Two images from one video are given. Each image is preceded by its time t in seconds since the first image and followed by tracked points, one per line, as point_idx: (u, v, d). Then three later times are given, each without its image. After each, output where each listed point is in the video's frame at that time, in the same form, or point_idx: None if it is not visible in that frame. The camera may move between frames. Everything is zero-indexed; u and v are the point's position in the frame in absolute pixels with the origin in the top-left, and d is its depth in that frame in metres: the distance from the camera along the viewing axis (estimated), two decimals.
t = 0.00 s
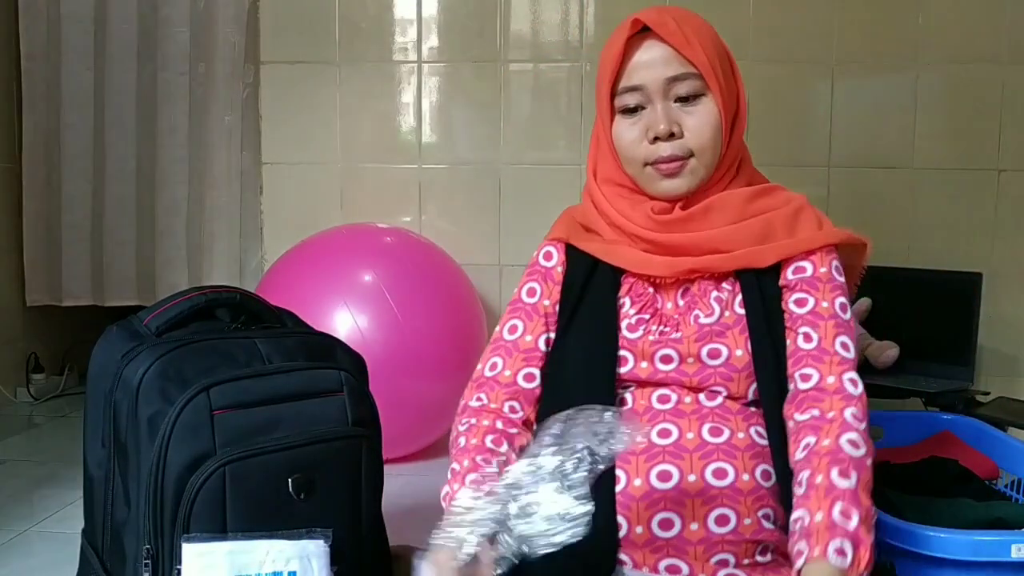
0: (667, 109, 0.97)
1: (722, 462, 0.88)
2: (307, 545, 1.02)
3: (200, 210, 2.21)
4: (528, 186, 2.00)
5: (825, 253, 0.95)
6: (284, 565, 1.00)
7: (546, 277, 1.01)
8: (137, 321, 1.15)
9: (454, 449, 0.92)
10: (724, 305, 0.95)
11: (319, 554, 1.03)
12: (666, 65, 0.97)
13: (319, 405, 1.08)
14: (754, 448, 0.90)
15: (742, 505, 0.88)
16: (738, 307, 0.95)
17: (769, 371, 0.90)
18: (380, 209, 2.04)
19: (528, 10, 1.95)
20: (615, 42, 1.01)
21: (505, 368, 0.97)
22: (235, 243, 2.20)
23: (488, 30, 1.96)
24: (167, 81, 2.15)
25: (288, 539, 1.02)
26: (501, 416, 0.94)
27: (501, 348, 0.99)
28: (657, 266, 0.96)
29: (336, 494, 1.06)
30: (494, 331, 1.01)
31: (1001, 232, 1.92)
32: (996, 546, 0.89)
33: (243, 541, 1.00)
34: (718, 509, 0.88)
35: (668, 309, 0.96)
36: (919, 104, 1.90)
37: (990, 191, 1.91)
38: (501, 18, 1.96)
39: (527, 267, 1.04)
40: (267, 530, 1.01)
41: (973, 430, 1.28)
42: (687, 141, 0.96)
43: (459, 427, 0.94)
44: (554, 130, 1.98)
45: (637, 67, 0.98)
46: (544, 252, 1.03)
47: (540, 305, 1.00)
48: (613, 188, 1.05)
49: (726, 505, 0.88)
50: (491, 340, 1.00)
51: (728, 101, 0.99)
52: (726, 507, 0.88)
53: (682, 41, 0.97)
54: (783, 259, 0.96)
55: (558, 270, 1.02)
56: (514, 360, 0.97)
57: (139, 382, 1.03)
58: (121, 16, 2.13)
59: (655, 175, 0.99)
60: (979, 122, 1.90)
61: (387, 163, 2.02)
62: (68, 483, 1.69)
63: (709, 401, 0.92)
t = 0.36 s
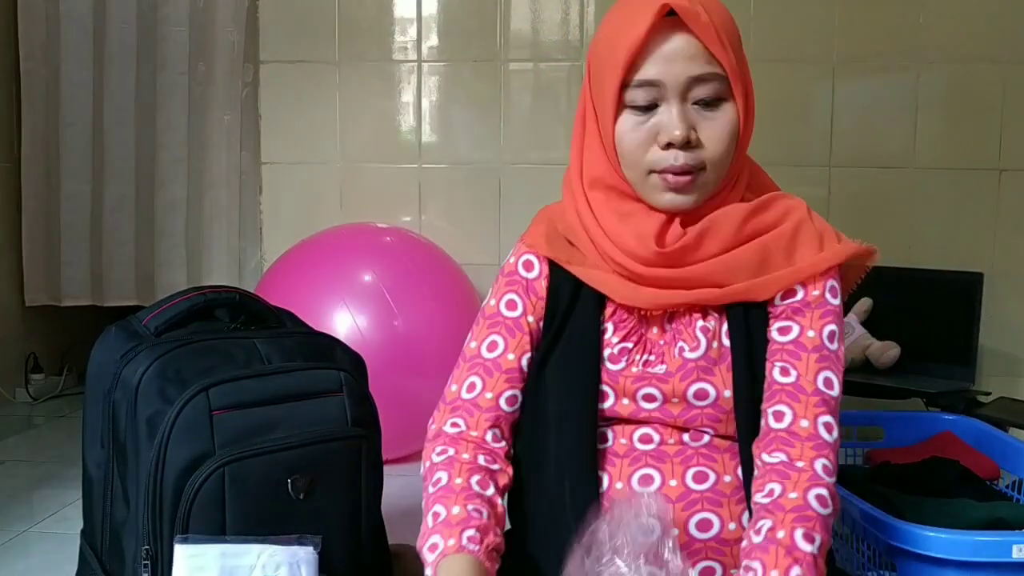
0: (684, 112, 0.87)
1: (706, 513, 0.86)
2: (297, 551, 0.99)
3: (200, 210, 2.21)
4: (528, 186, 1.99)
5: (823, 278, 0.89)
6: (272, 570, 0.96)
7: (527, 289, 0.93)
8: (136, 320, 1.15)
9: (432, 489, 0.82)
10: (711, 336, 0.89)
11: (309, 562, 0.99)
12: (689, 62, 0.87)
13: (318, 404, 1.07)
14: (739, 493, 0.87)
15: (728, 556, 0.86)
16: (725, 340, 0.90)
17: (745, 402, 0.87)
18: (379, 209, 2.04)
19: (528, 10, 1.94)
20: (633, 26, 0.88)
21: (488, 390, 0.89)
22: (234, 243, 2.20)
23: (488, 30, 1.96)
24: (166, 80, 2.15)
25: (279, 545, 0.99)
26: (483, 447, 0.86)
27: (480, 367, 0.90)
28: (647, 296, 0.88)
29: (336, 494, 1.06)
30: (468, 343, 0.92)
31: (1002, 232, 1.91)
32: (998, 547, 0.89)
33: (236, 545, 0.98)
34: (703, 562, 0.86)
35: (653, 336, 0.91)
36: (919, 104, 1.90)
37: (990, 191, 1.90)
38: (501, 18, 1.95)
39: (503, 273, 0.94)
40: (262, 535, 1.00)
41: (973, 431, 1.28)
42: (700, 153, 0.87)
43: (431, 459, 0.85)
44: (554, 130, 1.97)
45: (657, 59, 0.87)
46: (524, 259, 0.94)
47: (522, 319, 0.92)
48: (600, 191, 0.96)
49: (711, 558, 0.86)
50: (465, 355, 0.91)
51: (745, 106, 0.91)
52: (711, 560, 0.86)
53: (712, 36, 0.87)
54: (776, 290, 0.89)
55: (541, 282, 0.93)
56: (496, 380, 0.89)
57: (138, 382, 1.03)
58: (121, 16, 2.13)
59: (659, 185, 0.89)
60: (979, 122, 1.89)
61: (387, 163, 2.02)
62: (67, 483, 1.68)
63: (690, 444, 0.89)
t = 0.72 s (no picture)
0: (737, 138, 0.84)
1: (721, 509, 0.81)
2: (293, 552, 1.00)
3: (200, 210, 2.21)
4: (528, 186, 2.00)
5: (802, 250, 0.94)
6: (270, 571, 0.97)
7: (529, 295, 0.83)
8: (136, 320, 1.15)
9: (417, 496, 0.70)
10: (729, 312, 0.87)
11: (305, 561, 1.00)
12: (747, 91, 0.83)
13: (319, 405, 1.07)
14: (755, 485, 0.83)
15: (743, 552, 0.82)
16: (743, 313, 0.87)
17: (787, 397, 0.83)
18: (379, 209, 2.04)
19: (528, 10, 1.94)
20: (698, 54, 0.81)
21: (494, 386, 0.77)
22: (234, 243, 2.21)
23: (488, 31, 1.96)
24: (166, 80, 2.15)
25: (274, 545, 1.00)
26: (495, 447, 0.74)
27: (484, 366, 0.77)
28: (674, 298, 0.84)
29: (336, 493, 1.06)
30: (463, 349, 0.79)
31: (1002, 232, 1.91)
32: (997, 547, 0.89)
33: (234, 545, 0.99)
34: (717, 560, 0.81)
35: (659, 321, 0.85)
36: (920, 103, 1.90)
37: (991, 191, 1.90)
38: (501, 19, 1.95)
39: (495, 282, 0.84)
40: (258, 534, 1.00)
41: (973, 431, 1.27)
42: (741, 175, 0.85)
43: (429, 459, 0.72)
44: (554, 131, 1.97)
45: (728, 92, 0.82)
46: (519, 268, 0.84)
47: (524, 321, 0.81)
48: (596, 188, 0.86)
49: (727, 555, 0.81)
50: (461, 362, 0.79)
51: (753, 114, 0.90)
52: (727, 557, 0.81)
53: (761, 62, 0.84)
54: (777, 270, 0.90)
55: (542, 289, 0.83)
56: (502, 376, 0.77)
57: (138, 383, 1.03)
58: (121, 16, 2.12)
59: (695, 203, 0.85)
60: (979, 121, 1.89)
61: (387, 163, 2.02)
62: (66, 483, 1.68)
63: (712, 434, 0.84)
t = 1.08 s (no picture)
0: (759, 150, 0.92)
1: (743, 482, 0.86)
2: (291, 551, 1.00)
3: (200, 209, 2.21)
4: (528, 187, 2.00)
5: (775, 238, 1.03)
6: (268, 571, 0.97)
7: (546, 290, 0.85)
8: (136, 320, 1.15)
9: (478, 475, 0.71)
10: (736, 294, 0.94)
11: (303, 560, 1.00)
12: (774, 109, 0.92)
13: (318, 404, 1.07)
14: (767, 460, 0.89)
15: (763, 525, 0.86)
16: (749, 296, 0.95)
17: (798, 375, 0.93)
18: (379, 209, 2.04)
19: (528, 10, 1.94)
20: (751, 72, 0.89)
21: (519, 385, 0.79)
22: (234, 243, 2.21)
23: (488, 31, 1.96)
24: (166, 81, 2.15)
25: (272, 544, 1.00)
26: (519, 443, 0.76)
27: (508, 363, 0.79)
28: (698, 280, 0.91)
29: (336, 492, 1.06)
30: (484, 347, 0.81)
31: (1002, 231, 1.91)
32: (997, 547, 0.89)
33: (233, 544, 0.99)
34: (741, 532, 0.85)
35: (677, 303, 0.91)
36: (920, 103, 1.90)
37: (991, 191, 1.90)
38: (501, 18, 1.95)
39: (513, 278, 0.86)
40: (258, 535, 1.00)
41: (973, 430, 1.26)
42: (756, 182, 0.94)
43: (469, 450, 0.74)
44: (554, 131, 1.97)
45: (768, 108, 0.90)
46: (536, 262, 0.87)
47: (543, 317, 0.83)
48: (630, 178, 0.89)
49: (749, 527, 0.85)
50: (482, 357, 0.81)
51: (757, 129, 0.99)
52: (750, 529, 0.85)
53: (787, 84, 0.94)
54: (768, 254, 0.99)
55: (558, 284, 0.86)
56: (525, 375, 0.80)
57: (138, 382, 1.03)
58: (121, 16, 2.13)
59: (720, 207, 0.92)
60: (979, 121, 1.89)
61: (387, 163, 2.02)
62: (67, 483, 1.68)
63: (730, 411, 0.89)
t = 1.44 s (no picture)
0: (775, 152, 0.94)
1: (749, 472, 0.86)
2: (288, 550, 0.99)
3: (200, 209, 2.21)
4: (528, 186, 2.00)
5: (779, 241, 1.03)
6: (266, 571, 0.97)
7: (566, 285, 0.85)
8: (136, 321, 1.15)
9: (536, 484, 0.74)
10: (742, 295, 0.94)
11: (300, 560, 0.99)
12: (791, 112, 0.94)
13: (319, 404, 1.07)
14: (772, 453, 0.89)
15: (769, 514, 0.86)
16: (754, 298, 0.95)
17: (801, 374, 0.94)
18: (379, 209, 2.04)
19: (528, 10, 1.94)
20: (776, 75, 0.90)
21: (550, 385, 0.81)
22: (234, 243, 2.21)
23: (488, 31, 1.96)
24: (166, 81, 2.15)
25: (270, 543, 0.99)
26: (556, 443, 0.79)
27: (537, 361, 0.81)
28: (710, 279, 0.91)
29: (335, 492, 1.06)
30: (509, 342, 0.82)
31: (1002, 232, 1.91)
32: (997, 547, 0.89)
33: (230, 544, 0.98)
34: (747, 520, 0.85)
35: (684, 301, 0.90)
36: (919, 104, 1.90)
37: (990, 191, 1.90)
38: (501, 18, 1.95)
39: (534, 272, 0.86)
40: (260, 534, 1.01)
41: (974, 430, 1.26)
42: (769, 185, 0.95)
43: (518, 457, 0.76)
44: (554, 131, 1.97)
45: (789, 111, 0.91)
46: (554, 256, 0.87)
47: (565, 313, 0.84)
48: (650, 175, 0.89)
49: (755, 516, 0.85)
50: (509, 355, 0.82)
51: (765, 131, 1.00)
52: (755, 517, 0.85)
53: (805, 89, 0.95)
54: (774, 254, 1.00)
55: (578, 278, 0.86)
56: (554, 375, 0.81)
57: (138, 382, 1.02)
58: (121, 16, 2.13)
59: (735, 207, 0.93)
60: (979, 122, 1.89)
61: (387, 163, 2.02)
62: (67, 483, 1.68)
63: (733, 404, 0.89)
